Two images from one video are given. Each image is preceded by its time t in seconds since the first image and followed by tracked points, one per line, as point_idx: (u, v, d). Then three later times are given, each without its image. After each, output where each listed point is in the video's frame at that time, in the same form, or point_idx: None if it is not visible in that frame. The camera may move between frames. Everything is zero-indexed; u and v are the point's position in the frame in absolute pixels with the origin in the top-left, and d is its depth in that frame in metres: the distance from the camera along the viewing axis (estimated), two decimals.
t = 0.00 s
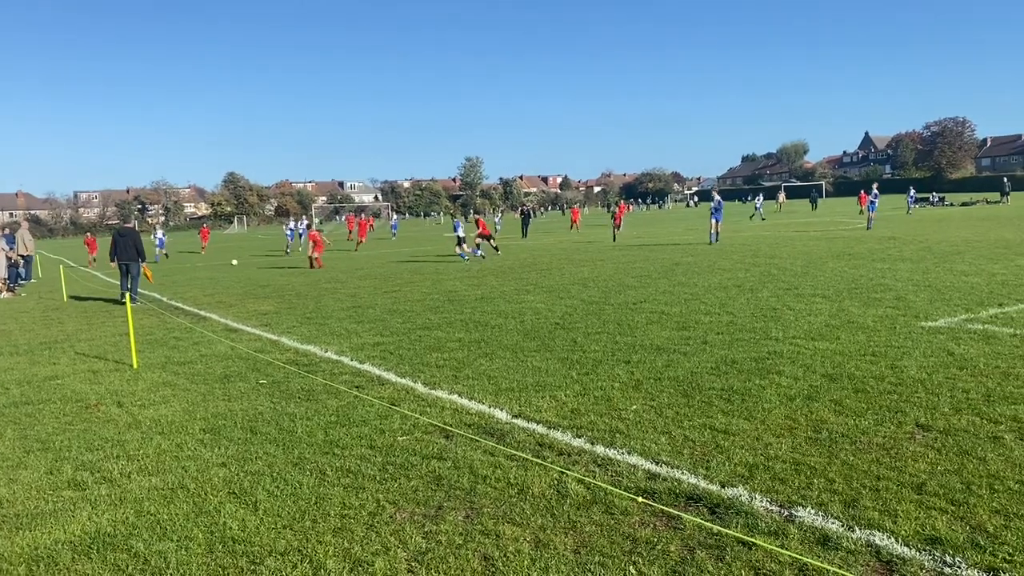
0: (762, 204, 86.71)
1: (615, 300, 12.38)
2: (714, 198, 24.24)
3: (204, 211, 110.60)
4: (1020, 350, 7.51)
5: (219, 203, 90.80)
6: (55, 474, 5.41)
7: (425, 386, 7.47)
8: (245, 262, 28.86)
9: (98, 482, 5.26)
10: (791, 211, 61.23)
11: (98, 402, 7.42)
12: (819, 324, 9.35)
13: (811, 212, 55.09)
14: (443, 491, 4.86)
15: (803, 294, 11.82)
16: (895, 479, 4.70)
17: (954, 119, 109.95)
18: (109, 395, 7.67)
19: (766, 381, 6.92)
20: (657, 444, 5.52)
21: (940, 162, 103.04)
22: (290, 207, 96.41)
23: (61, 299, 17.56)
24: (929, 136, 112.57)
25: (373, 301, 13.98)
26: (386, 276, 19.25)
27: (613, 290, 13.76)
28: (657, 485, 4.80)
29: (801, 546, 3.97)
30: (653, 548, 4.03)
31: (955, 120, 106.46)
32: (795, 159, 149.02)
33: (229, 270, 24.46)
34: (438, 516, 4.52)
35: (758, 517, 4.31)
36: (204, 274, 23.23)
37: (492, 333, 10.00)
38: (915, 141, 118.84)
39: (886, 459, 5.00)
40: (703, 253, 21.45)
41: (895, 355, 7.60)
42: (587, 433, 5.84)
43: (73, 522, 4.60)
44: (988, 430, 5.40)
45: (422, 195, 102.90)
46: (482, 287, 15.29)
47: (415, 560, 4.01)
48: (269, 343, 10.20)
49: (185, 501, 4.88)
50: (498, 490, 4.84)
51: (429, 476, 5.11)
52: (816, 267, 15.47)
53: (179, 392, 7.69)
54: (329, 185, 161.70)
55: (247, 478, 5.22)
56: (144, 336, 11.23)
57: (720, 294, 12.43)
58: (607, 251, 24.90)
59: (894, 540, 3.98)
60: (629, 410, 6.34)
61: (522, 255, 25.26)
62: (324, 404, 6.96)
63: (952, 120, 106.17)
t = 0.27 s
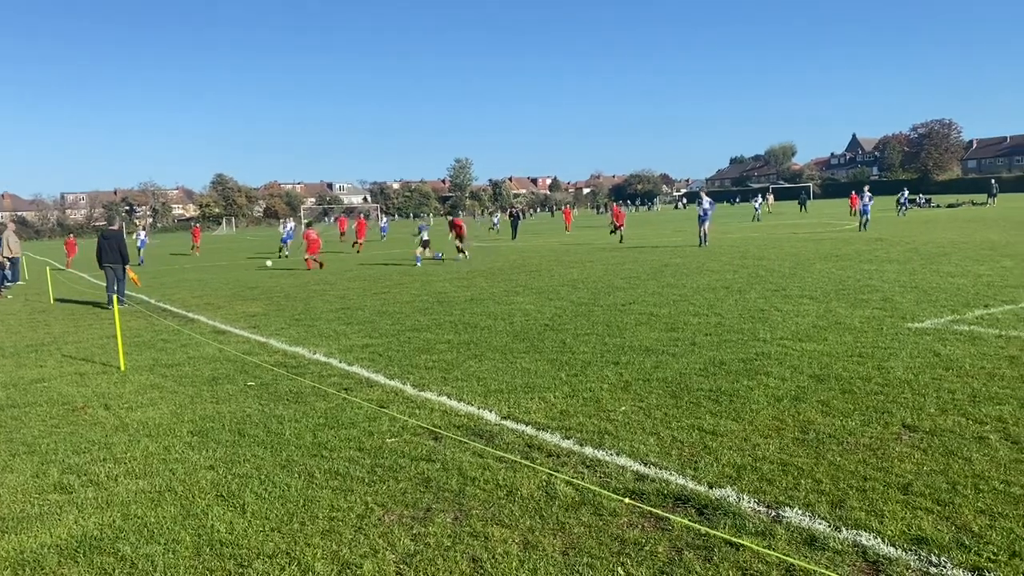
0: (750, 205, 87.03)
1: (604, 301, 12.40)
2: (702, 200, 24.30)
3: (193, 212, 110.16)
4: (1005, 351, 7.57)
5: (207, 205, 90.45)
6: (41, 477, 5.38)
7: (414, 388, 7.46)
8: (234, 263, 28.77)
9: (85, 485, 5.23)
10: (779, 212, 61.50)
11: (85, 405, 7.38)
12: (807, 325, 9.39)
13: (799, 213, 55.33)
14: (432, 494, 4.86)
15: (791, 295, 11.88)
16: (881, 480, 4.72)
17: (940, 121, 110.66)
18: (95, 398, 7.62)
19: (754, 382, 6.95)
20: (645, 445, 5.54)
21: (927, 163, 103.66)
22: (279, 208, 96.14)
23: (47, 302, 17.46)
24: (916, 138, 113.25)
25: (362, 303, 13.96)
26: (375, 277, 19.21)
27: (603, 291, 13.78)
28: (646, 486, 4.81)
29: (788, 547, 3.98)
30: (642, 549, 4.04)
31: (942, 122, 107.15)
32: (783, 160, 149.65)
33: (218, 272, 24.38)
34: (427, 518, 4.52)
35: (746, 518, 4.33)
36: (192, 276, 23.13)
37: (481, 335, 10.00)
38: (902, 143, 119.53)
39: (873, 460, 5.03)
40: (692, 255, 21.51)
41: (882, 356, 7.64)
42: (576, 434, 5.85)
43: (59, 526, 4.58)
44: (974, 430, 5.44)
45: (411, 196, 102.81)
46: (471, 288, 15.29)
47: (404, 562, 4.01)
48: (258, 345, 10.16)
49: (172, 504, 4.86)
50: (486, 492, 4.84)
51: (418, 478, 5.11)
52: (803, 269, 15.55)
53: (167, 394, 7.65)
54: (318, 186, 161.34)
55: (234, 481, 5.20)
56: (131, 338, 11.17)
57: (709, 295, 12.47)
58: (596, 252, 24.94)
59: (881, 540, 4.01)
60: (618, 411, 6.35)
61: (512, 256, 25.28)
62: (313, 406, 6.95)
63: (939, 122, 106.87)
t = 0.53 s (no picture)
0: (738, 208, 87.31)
1: (592, 304, 12.42)
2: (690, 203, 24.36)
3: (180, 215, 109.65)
4: (990, 352, 7.62)
5: (195, 207, 90.08)
6: (26, 482, 5.34)
7: (403, 391, 7.44)
8: (221, 266, 28.66)
9: (70, 490, 5.20)
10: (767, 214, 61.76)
11: (70, 409, 7.33)
12: (794, 327, 9.44)
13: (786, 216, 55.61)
14: (420, 497, 4.85)
15: (778, 297, 11.92)
16: (867, 481, 4.75)
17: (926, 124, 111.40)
18: (81, 402, 7.57)
19: (741, 384, 6.97)
20: (633, 447, 5.54)
21: (913, 166, 104.30)
22: (267, 210, 95.81)
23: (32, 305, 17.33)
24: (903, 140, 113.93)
25: (350, 305, 13.93)
26: (364, 280, 19.18)
27: (591, 293, 13.80)
28: (634, 488, 4.82)
29: (775, 548, 4.00)
30: (629, 551, 4.04)
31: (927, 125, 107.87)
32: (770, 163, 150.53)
33: (205, 275, 24.26)
34: (415, 522, 4.51)
35: (733, 520, 4.34)
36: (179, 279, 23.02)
37: (470, 337, 10.00)
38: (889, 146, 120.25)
39: (859, 461, 5.05)
40: (680, 257, 21.57)
41: (869, 358, 7.68)
42: (564, 437, 5.85)
43: (43, 531, 4.55)
44: (959, 431, 5.47)
45: (399, 199, 102.68)
46: (460, 291, 15.28)
47: (391, 566, 3.99)
48: (245, 349, 10.13)
49: (158, 508, 4.84)
50: (474, 495, 4.83)
51: (405, 482, 5.10)
52: (790, 271, 15.61)
53: (153, 398, 7.61)
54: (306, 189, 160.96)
55: (221, 485, 5.18)
56: (118, 342, 11.11)
57: (697, 297, 12.50)
58: (584, 254, 24.98)
59: (866, 541, 4.02)
60: (606, 414, 6.36)
61: (500, 259, 25.29)
62: (300, 409, 6.93)
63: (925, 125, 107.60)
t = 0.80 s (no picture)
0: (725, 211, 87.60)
1: (580, 307, 12.43)
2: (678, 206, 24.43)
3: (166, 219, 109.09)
4: (973, 354, 7.67)
5: (181, 211, 89.64)
6: (8, 489, 5.29)
7: (389, 395, 7.43)
8: (207, 270, 28.51)
9: (53, 495, 5.15)
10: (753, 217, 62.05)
11: (54, 414, 7.27)
12: (780, 330, 9.48)
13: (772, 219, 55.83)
14: (406, 501, 4.83)
15: (764, 300, 11.97)
16: (852, 482, 4.77)
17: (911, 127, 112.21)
18: (65, 407, 7.51)
19: (727, 387, 7.00)
20: (619, 450, 5.55)
21: (898, 169, 104.98)
22: (254, 214, 95.44)
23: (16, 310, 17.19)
24: (888, 144, 114.65)
25: (337, 309, 13.89)
26: (351, 283, 19.14)
27: (578, 296, 13.81)
28: (619, 491, 4.83)
29: (760, 550, 4.01)
30: (615, 554, 4.04)
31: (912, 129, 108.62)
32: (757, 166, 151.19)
33: (191, 279, 24.15)
34: (400, 526, 4.49)
35: (718, 522, 4.35)
36: (164, 283, 22.91)
37: (457, 341, 9.99)
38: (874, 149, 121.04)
39: (844, 463, 5.08)
40: (667, 260, 21.64)
41: (854, 360, 7.72)
42: (551, 440, 5.85)
43: (26, 537, 4.51)
44: (943, 432, 5.50)
45: (387, 202, 102.51)
46: (447, 294, 15.27)
47: (377, 570, 3.98)
48: (231, 353, 10.08)
49: (142, 514, 4.80)
50: (460, 499, 4.82)
51: (392, 486, 5.09)
52: (777, 274, 15.68)
53: (138, 403, 7.56)
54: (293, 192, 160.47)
55: (206, 490, 5.15)
56: (102, 347, 11.04)
57: (684, 300, 12.54)
58: (572, 258, 25.01)
59: (851, 542, 4.04)
60: (592, 417, 6.36)
61: (487, 262, 25.28)
62: (286, 414, 6.90)
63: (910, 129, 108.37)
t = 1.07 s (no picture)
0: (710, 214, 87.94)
1: (566, 311, 12.44)
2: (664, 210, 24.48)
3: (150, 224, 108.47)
4: (956, 357, 7.73)
5: (165, 216, 89.17)
6: None
7: (375, 400, 7.40)
8: (191, 275, 28.34)
9: (34, 504, 5.10)
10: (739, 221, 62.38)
11: (36, 422, 7.20)
12: (764, 333, 9.51)
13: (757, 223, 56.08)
14: (391, 507, 4.82)
15: (749, 304, 12.02)
16: (836, 485, 4.79)
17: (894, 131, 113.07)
18: (47, 415, 7.44)
19: (712, 391, 7.01)
20: (605, 454, 5.55)
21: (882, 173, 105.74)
22: (238, 219, 95.03)
23: None
24: (871, 148, 115.46)
25: (323, 314, 13.84)
26: (336, 288, 19.08)
27: (564, 300, 13.82)
28: (605, 495, 4.82)
29: (745, 554, 4.02)
30: (601, 559, 4.04)
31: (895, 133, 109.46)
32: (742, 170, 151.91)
33: (175, 284, 24.00)
34: (385, 532, 4.47)
35: (704, 526, 4.36)
36: (148, 288, 22.77)
37: (443, 345, 9.97)
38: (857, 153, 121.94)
39: (829, 466, 5.09)
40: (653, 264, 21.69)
41: (838, 363, 7.76)
42: (537, 445, 5.84)
43: (7, 547, 4.46)
44: (926, 435, 5.54)
45: (373, 207, 102.31)
46: (433, 299, 15.24)
47: None
48: (215, 358, 10.03)
49: (125, 522, 4.76)
50: (446, 505, 4.81)
51: (377, 492, 5.07)
52: (761, 277, 15.74)
53: (121, 409, 7.50)
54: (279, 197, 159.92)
55: (190, 497, 5.11)
56: (85, 353, 10.95)
57: (669, 304, 12.58)
58: (558, 262, 25.03)
59: (836, 545, 4.06)
60: (579, 421, 6.36)
61: (473, 266, 25.26)
62: (271, 420, 6.86)
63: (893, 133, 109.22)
